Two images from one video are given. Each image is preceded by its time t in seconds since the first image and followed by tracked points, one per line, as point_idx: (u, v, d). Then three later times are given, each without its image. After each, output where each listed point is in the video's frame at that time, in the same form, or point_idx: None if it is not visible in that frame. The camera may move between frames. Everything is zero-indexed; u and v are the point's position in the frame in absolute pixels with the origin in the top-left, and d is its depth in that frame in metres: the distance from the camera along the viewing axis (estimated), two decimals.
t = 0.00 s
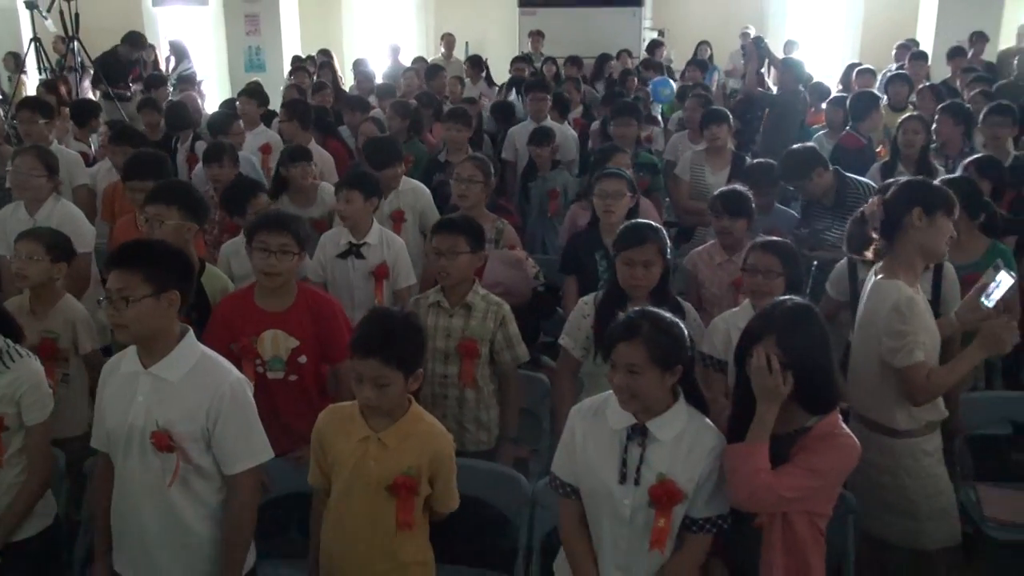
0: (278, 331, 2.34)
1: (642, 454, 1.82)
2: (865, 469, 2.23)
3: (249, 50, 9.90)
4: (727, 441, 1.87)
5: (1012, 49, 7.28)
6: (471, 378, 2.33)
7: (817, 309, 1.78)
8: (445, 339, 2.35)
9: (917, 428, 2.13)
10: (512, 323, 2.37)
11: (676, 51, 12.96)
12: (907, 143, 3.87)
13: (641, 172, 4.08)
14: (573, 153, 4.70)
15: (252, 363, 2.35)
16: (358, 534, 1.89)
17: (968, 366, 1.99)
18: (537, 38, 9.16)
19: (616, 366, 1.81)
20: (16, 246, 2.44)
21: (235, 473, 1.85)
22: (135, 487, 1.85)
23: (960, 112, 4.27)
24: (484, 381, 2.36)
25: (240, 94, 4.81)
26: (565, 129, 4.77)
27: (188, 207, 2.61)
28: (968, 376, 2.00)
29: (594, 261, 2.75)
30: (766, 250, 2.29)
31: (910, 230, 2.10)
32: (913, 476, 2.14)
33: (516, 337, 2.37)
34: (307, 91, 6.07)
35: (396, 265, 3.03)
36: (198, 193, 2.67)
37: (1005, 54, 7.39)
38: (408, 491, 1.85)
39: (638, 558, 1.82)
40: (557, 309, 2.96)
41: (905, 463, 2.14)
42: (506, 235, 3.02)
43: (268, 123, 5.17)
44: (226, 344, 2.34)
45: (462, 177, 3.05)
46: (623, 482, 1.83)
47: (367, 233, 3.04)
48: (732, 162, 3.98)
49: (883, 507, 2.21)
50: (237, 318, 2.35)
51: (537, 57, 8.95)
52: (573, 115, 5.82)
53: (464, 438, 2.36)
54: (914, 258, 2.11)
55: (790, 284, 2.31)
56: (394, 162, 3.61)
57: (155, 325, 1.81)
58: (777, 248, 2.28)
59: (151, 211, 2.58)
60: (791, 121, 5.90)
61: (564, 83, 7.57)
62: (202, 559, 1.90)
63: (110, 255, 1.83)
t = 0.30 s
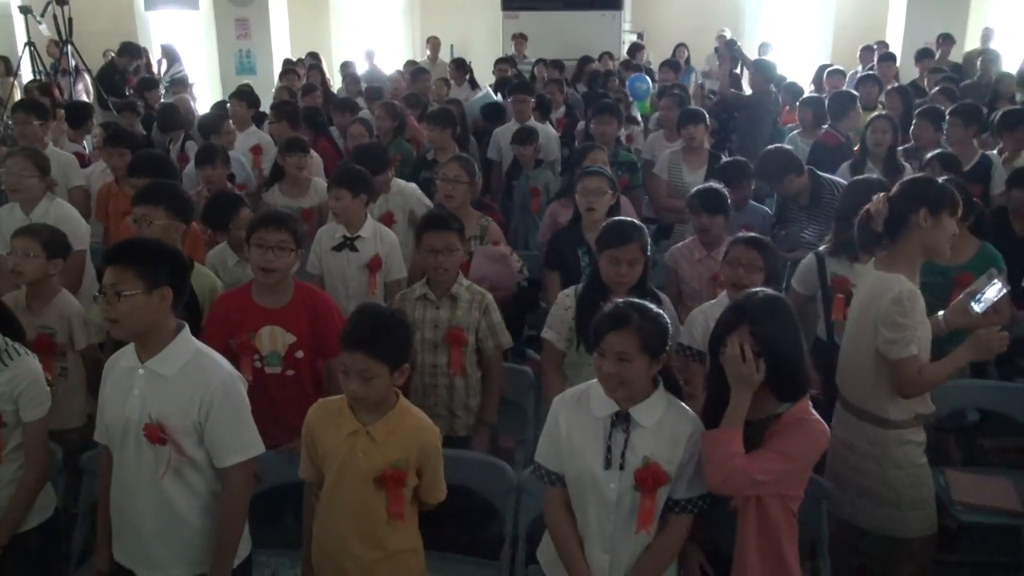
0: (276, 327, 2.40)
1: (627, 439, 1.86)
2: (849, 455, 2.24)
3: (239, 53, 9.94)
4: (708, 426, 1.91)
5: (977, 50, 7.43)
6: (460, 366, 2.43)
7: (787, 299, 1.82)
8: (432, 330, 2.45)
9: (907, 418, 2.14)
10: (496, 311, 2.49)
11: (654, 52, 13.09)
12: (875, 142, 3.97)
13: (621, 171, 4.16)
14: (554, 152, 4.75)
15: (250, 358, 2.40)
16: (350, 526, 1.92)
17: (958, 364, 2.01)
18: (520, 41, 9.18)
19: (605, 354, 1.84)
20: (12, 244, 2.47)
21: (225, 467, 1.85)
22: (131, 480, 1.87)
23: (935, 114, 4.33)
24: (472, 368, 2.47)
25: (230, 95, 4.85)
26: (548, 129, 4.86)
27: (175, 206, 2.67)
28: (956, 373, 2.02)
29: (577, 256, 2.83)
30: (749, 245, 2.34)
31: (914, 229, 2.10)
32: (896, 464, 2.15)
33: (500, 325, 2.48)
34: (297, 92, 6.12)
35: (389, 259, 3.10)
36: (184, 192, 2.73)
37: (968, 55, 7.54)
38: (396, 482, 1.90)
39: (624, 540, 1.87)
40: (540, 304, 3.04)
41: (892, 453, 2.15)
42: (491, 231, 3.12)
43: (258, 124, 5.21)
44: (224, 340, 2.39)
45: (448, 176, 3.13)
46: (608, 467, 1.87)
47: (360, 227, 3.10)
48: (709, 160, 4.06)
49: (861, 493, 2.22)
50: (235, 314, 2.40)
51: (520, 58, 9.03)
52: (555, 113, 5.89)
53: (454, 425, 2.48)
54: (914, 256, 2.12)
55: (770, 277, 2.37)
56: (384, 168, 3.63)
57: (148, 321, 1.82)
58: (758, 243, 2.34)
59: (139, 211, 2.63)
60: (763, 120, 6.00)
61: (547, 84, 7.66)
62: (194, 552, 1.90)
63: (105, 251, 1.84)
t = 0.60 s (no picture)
0: (284, 323, 2.44)
1: (617, 429, 1.90)
2: (863, 462, 2.25)
3: (234, 55, 9.99)
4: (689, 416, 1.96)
5: (951, 52, 7.55)
6: (455, 357, 2.49)
7: (767, 295, 1.88)
8: (427, 323, 2.50)
9: (920, 417, 2.17)
10: (488, 304, 2.55)
11: (640, 55, 13.18)
12: (852, 141, 4.02)
13: (609, 170, 4.23)
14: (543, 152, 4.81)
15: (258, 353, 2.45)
16: (345, 517, 1.97)
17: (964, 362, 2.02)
18: (510, 44, 9.24)
19: (597, 347, 1.87)
20: (18, 244, 2.53)
21: (222, 461, 1.84)
22: (129, 474, 1.86)
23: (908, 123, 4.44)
24: (466, 359, 2.52)
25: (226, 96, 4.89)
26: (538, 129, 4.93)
27: (168, 205, 2.72)
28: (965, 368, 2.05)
29: (565, 254, 2.89)
30: (732, 242, 2.40)
31: (915, 233, 2.12)
32: (912, 465, 2.18)
33: (492, 318, 2.55)
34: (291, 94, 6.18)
35: (386, 252, 3.17)
36: (175, 191, 2.78)
37: (944, 57, 7.66)
38: (387, 474, 1.95)
39: (618, 527, 1.91)
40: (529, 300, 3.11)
41: (910, 454, 2.17)
42: (481, 230, 3.21)
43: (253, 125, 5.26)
44: (233, 336, 2.44)
45: (439, 176, 3.19)
46: (600, 456, 1.90)
47: (356, 223, 3.16)
48: (693, 160, 4.14)
49: (879, 501, 2.22)
50: (245, 310, 2.45)
51: (510, 60, 9.09)
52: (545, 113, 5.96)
53: (447, 416, 2.54)
54: (916, 259, 2.14)
55: (753, 274, 2.43)
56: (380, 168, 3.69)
57: (146, 317, 1.82)
58: (742, 240, 2.40)
59: (133, 212, 2.67)
60: (747, 119, 6.08)
61: (537, 86, 7.74)
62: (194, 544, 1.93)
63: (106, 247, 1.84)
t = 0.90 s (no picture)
0: (294, 318, 2.47)
1: (612, 423, 1.93)
2: (872, 462, 2.28)
3: (235, 54, 10.04)
4: (683, 411, 1.98)
5: (944, 52, 7.58)
6: (455, 352, 2.52)
7: (759, 291, 1.91)
8: (428, 318, 2.53)
9: (931, 416, 2.19)
10: (488, 300, 2.58)
11: (638, 55, 13.21)
12: (845, 141, 4.04)
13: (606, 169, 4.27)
14: (540, 153, 4.83)
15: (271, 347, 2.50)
16: (341, 511, 2.00)
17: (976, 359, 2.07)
18: (509, 43, 9.14)
19: (594, 343, 1.90)
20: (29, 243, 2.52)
21: (222, 457, 1.81)
22: (129, 470, 1.83)
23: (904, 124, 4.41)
24: (466, 354, 2.55)
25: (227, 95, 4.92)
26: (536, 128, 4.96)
27: (170, 205, 2.74)
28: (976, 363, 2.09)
29: (562, 252, 2.93)
30: (727, 240, 2.42)
31: (915, 236, 2.11)
32: (920, 465, 2.21)
33: (492, 314, 2.57)
34: (292, 94, 6.21)
35: (385, 248, 3.20)
36: (175, 190, 2.80)
37: (938, 57, 7.68)
38: (385, 468, 1.98)
39: (613, 519, 1.93)
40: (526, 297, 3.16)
41: (918, 454, 2.20)
42: (480, 227, 3.24)
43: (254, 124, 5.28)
44: (245, 331, 2.48)
45: (437, 174, 3.22)
46: (596, 451, 1.93)
47: (356, 219, 3.18)
48: (689, 159, 4.16)
49: (890, 502, 2.26)
50: (257, 306, 2.49)
51: (508, 59, 9.12)
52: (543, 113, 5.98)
53: (447, 410, 2.57)
54: (915, 261, 2.14)
55: (747, 271, 2.46)
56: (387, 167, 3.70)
57: (149, 311, 1.78)
58: (736, 239, 2.42)
59: (136, 214, 2.70)
60: (740, 121, 6.11)
61: (535, 86, 7.77)
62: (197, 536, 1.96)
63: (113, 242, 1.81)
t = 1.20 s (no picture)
0: (297, 313, 2.48)
1: (610, 420, 1.92)
2: (872, 449, 2.29)
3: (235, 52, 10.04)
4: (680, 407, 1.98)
5: (943, 49, 7.57)
6: (454, 349, 2.52)
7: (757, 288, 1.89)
8: (427, 315, 2.53)
9: (935, 406, 2.18)
10: (489, 297, 2.57)
11: (636, 52, 13.21)
12: (843, 138, 4.04)
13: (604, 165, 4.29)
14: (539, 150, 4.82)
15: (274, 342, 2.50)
16: (338, 504, 2.00)
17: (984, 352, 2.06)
18: (507, 40, 9.21)
19: (595, 340, 1.89)
20: (38, 245, 2.53)
21: (217, 453, 1.80)
22: (126, 466, 1.82)
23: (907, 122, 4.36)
24: (464, 350, 2.55)
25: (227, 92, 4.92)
26: (535, 125, 4.96)
27: (170, 201, 2.74)
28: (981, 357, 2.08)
29: (560, 249, 2.92)
30: (725, 237, 2.42)
31: (929, 230, 2.12)
32: (918, 457, 2.20)
33: (491, 311, 2.56)
34: (291, 91, 6.21)
35: (384, 244, 3.21)
36: (175, 186, 2.79)
37: (938, 54, 7.67)
38: (381, 464, 1.97)
39: (611, 516, 1.93)
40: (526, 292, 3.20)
41: (916, 444, 2.20)
42: (479, 224, 3.24)
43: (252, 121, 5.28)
44: (248, 325, 2.48)
45: (436, 172, 3.21)
46: (593, 448, 1.92)
47: (355, 216, 3.17)
48: (688, 156, 4.16)
49: (886, 489, 2.26)
50: (260, 300, 2.49)
51: (507, 56, 9.11)
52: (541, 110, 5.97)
53: (445, 407, 2.58)
54: (931, 253, 2.15)
55: (745, 269, 2.45)
56: (390, 160, 3.69)
57: (146, 308, 1.78)
58: (735, 236, 2.41)
59: (136, 210, 2.70)
60: (740, 118, 6.12)
61: (534, 83, 7.77)
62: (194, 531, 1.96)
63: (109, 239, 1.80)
